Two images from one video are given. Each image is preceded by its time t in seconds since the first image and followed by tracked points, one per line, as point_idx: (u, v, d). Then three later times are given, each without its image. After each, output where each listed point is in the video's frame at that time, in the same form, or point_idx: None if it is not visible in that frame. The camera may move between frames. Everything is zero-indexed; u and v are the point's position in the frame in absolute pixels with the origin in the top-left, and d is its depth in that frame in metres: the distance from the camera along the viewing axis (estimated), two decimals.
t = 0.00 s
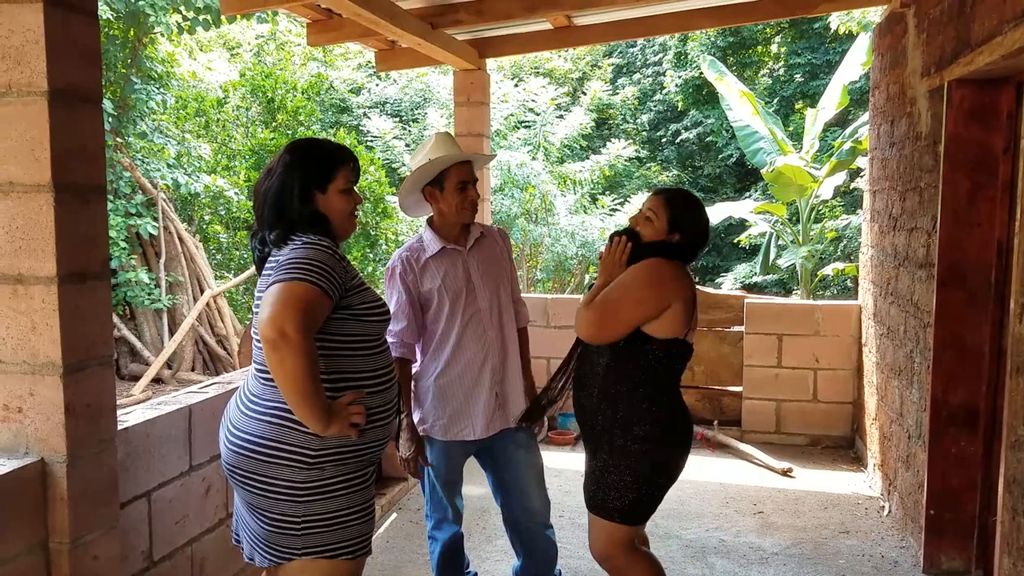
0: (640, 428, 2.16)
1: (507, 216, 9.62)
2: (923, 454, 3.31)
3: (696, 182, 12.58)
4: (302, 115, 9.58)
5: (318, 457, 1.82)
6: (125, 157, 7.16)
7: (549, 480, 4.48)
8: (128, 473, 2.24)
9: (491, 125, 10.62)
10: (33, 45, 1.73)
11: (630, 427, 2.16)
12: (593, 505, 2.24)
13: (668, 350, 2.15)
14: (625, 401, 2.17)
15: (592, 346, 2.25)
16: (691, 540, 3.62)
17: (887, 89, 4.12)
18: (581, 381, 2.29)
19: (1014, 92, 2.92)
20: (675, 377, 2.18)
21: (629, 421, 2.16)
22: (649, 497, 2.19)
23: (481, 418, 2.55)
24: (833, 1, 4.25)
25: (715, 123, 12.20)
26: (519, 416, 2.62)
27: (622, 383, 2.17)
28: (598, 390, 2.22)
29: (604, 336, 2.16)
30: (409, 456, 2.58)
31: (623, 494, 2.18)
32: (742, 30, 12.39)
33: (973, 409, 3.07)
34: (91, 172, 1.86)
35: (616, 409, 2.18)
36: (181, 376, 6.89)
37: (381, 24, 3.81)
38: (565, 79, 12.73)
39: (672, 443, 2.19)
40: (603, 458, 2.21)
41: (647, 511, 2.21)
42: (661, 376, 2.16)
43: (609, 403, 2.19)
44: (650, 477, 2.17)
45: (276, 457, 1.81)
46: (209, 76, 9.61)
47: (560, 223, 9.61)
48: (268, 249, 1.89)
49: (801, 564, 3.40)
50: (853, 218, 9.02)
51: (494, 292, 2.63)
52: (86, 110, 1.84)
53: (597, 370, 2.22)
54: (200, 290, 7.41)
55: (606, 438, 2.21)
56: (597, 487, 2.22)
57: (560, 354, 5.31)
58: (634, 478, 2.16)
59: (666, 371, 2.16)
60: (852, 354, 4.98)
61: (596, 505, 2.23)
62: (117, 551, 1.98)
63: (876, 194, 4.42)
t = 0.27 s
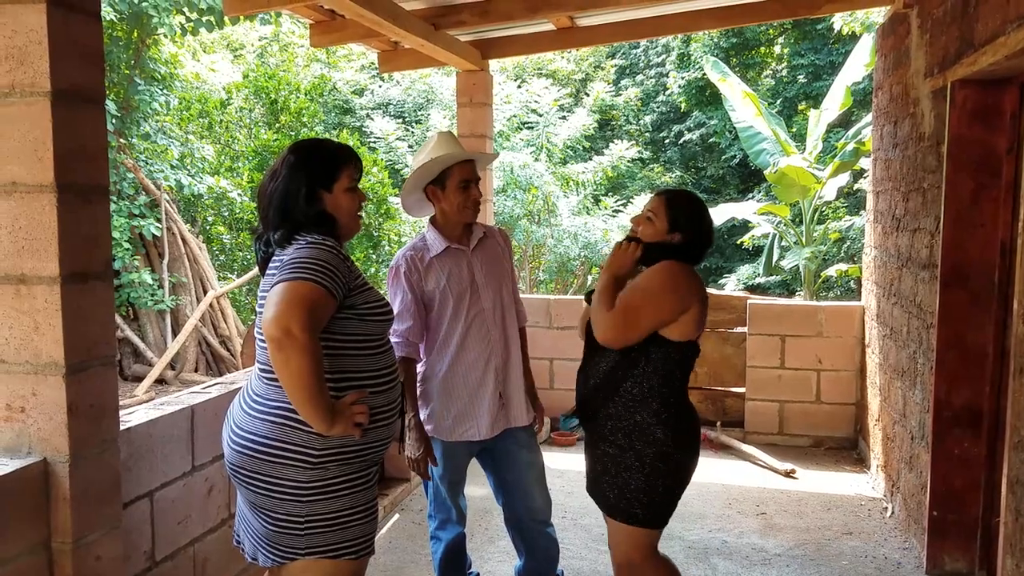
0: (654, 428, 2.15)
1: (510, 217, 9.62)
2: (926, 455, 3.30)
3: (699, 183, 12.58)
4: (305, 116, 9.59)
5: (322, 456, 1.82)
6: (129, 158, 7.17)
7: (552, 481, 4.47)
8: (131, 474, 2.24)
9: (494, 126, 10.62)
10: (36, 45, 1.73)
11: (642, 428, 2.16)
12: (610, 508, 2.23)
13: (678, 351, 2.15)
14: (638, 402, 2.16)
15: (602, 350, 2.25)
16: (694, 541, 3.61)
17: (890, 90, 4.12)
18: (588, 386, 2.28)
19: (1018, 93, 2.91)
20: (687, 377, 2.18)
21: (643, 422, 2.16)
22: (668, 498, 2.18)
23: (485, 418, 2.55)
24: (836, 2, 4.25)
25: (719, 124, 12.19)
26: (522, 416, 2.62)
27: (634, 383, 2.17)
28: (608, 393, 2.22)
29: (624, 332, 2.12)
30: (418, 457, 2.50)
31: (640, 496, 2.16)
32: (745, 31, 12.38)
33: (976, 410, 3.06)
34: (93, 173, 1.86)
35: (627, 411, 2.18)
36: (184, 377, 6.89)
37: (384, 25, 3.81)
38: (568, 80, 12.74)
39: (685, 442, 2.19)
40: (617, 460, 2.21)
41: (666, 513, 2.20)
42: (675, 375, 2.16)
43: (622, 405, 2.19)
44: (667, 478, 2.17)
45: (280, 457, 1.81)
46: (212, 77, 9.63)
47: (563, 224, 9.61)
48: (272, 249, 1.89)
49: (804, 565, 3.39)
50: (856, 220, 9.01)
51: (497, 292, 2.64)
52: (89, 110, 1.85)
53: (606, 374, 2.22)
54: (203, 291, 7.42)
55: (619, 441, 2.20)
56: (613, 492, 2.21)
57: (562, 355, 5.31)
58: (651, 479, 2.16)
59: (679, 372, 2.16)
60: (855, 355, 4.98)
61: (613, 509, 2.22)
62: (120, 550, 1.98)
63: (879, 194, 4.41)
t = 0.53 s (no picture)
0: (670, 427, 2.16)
1: (511, 218, 9.63)
2: (927, 457, 3.30)
3: (701, 185, 12.58)
4: (308, 117, 9.59)
5: (325, 457, 1.82)
6: (131, 158, 7.19)
7: (553, 482, 4.48)
8: (132, 474, 2.25)
9: (497, 128, 10.63)
10: (38, 47, 1.74)
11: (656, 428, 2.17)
12: (633, 511, 2.22)
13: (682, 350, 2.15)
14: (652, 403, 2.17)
15: (609, 355, 2.26)
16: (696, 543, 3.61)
17: (891, 92, 4.12)
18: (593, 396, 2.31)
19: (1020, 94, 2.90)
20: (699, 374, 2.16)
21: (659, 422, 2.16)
22: (693, 495, 2.14)
23: (486, 419, 2.56)
24: (838, 3, 4.25)
25: (721, 125, 12.18)
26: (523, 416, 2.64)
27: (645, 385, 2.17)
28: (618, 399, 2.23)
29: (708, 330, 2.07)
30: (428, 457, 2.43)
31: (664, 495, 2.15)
32: (748, 32, 12.38)
33: (978, 411, 3.06)
34: (95, 174, 1.87)
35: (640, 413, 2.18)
36: (186, 378, 6.85)
37: (386, 26, 3.81)
38: (571, 82, 12.75)
39: (705, 439, 2.18)
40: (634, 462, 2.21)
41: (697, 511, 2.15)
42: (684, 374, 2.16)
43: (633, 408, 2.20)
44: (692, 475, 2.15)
45: (284, 457, 1.81)
46: (214, 78, 9.65)
47: (565, 225, 9.60)
48: (274, 250, 1.89)
49: (805, 567, 3.39)
50: (859, 221, 9.01)
51: (498, 293, 2.65)
52: (91, 112, 1.85)
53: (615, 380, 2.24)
54: (205, 291, 7.43)
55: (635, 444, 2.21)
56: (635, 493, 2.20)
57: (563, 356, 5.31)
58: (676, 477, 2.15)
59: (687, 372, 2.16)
60: (857, 357, 4.97)
61: (638, 511, 2.21)
62: (121, 551, 1.99)
63: (881, 195, 4.40)
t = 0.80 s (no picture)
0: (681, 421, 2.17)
1: (512, 219, 9.63)
2: (927, 457, 3.30)
3: (701, 185, 12.58)
4: (308, 118, 9.59)
5: (328, 457, 1.83)
6: (131, 159, 7.19)
7: (553, 483, 4.48)
8: (132, 474, 2.25)
9: (497, 128, 10.62)
10: (38, 49, 1.74)
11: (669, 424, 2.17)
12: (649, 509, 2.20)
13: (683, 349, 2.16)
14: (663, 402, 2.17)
15: (612, 357, 2.23)
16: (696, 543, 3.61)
17: (891, 93, 4.12)
18: (599, 405, 2.27)
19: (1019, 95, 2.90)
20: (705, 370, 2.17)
21: (671, 419, 2.17)
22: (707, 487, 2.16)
23: (487, 419, 2.56)
24: (838, 4, 4.25)
25: (721, 126, 12.18)
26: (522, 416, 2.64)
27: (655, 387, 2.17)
28: (625, 403, 2.21)
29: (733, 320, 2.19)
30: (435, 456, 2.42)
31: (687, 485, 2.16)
32: (748, 33, 12.38)
33: (978, 412, 3.06)
34: (95, 175, 1.87)
35: (650, 413, 2.18)
36: (186, 378, 6.85)
37: (386, 27, 3.82)
38: (571, 82, 12.76)
39: (714, 433, 2.20)
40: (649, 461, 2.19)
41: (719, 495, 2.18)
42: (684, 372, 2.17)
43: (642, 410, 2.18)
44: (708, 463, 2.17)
45: (287, 458, 1.82)
46: (215, 79, 9.67)
47: (565, 226, 9.60)
48: (275, 251, 1.89)
49: (805, 567, 3.39)
50: (859, 221, 9.01)
51: (496, 293, 2.66)
52: (91, 113, 1.86)
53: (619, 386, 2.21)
54: (206, 292, 7.44)
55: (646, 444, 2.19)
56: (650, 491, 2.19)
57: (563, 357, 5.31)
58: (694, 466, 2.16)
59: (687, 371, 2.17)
60: (857, 357, 4.97)
61: (655, 508, 2.19)
62: (121, 551, 1.99)
63: (880, 196, 4.41)
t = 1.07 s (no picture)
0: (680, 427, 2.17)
1: (511, 220, 9.62)
2: (925, 459, 3.30)
3: (701, 187, 12.59)
4: (308, 120, 9.59)
5: (330, 457, 1.83)
6: (131, 160, 7.17)
7: (553, 484, 4.48)
8: (131, 475, 2.25)
9: (497, 129, 10.63)
10: (37, 51, 1.74)
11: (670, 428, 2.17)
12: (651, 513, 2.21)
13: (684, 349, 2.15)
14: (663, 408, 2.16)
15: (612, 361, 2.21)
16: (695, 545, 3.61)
17: (890, 94, 4.12)
18: (601, 408, 2.26)
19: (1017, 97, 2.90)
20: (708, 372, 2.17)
21: (671, 425, 2.17)
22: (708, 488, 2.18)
23: (486, 420, 2.56)
24: (837, 6, 4.25)
25: (721, 127, 12.19)
26: (520, 415, 2.64)
27: (656, 391, 2.16)
28: (625, 407, 2.21)
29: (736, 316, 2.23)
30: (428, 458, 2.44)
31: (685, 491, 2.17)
32: (748, 34, 12.39)
33: (976, 414, 3.06)
34: (95, 178, 1.88)
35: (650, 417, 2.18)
36: (186, 379, 6.89)
37: (385, 29, 3.82)
38: (571, 83, 12.77)
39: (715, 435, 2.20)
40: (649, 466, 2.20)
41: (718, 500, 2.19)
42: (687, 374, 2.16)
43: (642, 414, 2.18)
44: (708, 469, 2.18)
45: (289, 458, 1.82)
46: (215, 80, 9.68)
47: (565, 227, 9.61)
48: (273, 253, 1.89)
49: (803, 569, 3.39)
50: (858, 223, 9.02)
51: (492, 293, 2.66)
52: (90, 115, 1.86)
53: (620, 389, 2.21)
54: (205, 293, 7.44)
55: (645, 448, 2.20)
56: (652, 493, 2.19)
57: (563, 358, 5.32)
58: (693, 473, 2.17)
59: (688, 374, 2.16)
60: (856, 359, 4.97)
61: (656, 511, 2.20)
62: (120, 553, 2.00)
63: (879, 198, 4.41)
